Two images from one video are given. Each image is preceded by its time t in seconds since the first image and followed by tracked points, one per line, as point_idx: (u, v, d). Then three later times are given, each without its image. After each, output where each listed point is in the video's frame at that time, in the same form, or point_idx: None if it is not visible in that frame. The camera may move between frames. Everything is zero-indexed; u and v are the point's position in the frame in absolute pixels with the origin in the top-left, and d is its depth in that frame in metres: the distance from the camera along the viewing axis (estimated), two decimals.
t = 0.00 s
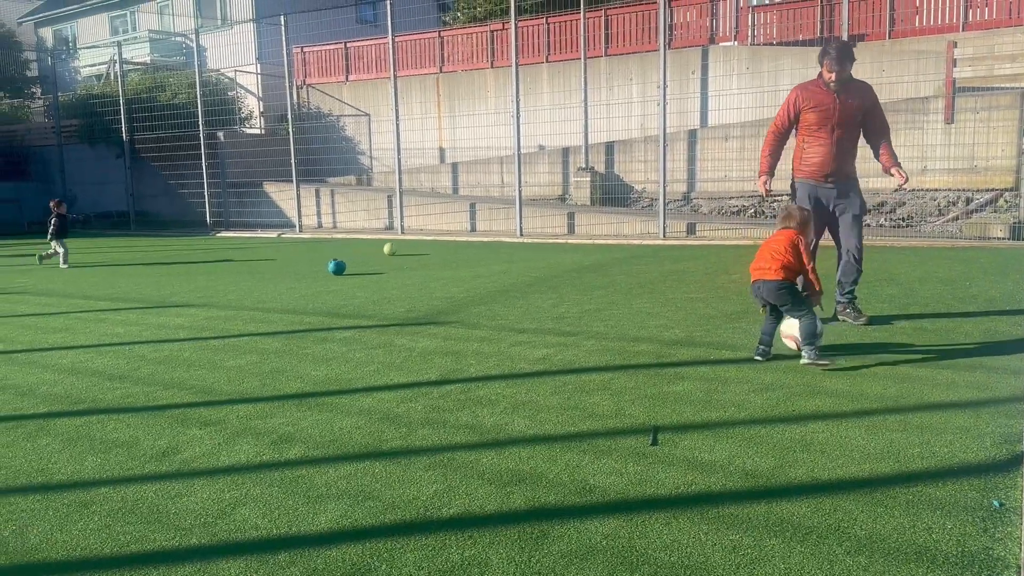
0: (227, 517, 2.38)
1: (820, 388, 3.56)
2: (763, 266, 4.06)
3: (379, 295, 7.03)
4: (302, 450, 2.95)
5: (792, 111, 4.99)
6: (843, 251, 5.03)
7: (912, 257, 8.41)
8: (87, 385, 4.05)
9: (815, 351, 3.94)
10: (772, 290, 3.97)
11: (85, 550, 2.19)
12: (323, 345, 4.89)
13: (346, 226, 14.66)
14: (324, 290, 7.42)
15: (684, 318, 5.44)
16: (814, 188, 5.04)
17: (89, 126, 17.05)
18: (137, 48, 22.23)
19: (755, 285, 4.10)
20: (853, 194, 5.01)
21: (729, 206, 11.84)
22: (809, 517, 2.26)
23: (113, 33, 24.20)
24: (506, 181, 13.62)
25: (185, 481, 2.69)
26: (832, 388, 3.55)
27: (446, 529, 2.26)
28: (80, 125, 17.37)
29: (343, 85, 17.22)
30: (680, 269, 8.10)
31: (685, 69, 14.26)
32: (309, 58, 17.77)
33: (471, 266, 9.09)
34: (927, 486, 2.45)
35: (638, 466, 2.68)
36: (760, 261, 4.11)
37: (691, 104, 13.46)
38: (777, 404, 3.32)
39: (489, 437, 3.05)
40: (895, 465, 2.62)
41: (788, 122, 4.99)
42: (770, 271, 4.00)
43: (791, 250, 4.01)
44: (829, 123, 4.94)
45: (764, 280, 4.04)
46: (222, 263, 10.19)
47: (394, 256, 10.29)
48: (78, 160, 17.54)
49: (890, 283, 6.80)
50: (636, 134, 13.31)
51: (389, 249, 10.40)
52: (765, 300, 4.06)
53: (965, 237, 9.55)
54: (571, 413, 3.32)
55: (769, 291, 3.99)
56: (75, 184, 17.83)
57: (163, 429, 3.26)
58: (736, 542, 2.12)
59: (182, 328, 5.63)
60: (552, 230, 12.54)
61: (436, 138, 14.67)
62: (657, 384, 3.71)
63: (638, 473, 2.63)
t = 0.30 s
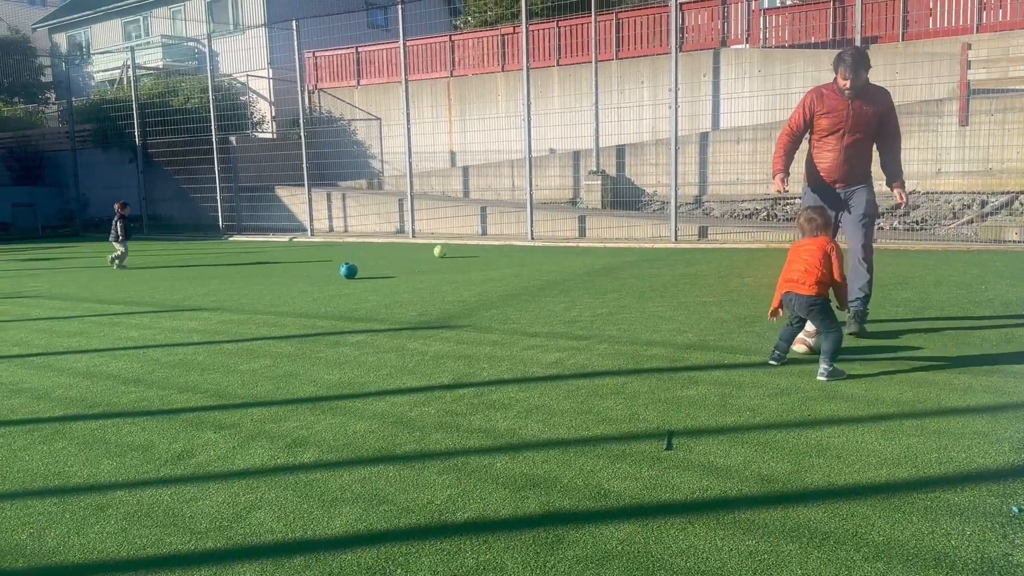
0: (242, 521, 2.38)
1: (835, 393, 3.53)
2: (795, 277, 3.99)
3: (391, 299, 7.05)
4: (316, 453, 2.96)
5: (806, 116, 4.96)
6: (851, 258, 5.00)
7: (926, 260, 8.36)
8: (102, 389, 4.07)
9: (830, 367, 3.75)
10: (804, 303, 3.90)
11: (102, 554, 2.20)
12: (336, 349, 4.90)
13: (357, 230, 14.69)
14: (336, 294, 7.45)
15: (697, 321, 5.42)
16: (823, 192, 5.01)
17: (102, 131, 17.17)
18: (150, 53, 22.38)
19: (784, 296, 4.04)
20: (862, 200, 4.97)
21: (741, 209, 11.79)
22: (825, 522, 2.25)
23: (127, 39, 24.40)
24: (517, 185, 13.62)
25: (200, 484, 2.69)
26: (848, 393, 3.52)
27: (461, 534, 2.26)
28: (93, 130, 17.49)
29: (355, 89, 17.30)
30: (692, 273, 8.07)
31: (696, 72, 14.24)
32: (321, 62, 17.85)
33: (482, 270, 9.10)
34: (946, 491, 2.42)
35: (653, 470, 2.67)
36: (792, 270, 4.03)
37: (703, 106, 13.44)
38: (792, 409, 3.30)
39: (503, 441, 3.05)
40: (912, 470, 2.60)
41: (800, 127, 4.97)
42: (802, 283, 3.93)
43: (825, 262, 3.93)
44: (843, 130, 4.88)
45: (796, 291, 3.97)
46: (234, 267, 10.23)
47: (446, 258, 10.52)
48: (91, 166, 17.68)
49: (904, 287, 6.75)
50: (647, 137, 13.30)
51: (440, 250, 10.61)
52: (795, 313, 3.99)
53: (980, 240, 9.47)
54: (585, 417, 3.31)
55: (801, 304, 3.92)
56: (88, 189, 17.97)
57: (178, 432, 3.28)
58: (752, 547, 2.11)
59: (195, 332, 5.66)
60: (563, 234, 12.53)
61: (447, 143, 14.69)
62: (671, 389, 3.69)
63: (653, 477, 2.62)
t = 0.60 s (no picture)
0: (251, 525, 2.39)
1: (846, 397, 3.51)
2: (827, 267, 3.86)
3: (400, 302, 7.06)
4: (325, 457, 2.97)
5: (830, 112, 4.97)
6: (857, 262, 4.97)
7: (938, 264, 8.31)
8: (112, 392, 4.09)
9: (839, 372, 3.75)
10: (839, 295, 3.80)
11: (111, 557, 2.21)
12: (344, 352, 4.92)
13: (367, 233, 14.70)
14: (345, 297, 7.47)
15: (706, 325, 5.41)
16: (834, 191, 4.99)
17: (113, 135, 17.29)
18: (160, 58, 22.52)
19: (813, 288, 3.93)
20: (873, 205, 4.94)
21: (751, 212, 11.73)
22: (834, 527, 2.23)
23: (138, 44, 24.56)
24: (526, 189, 13.61)
25: (209, 487, 2.70)
26: (858, 397, 3.50)
27: (469, 538, 2.25)
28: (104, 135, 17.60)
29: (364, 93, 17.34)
30: (702, 276, 8.05)
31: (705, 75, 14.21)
32: (330, 66, 17.92)
33: (491, 273, 9.11)
34: (956, 497, 2.41)
35: (661, 475, 2.67)
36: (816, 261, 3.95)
37: (711, 109, 13.41)
38: (801, 413, 3.29)
39: (511, 445, 3.04)
40: (922, 475, 2.58)
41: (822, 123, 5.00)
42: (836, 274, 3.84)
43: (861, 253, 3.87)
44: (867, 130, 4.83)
45: (826, 283, 3.86)
46: (243, 271, 10.27)
47: (490, 259, 10.51)
48: (103, 170, 17.80)
49: (915, 290, 6.71)
50: (656, 140, 13.28)
51: (483, 253, 10.63)
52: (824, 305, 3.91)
53: (991, 243, 9.39)
54: (593, 421, 3.31)
55: (837, 296, 3.82)
56: (99, 193, 18.09)
57: (187, 435, 3.29)
58: (760, 553, 2.10)
59: (205, 335, 5.69)
60: (571, 237, 12.52)
61: (456, 146, 14.67)
62: (681, 393, 3.68)
63: (661, 481, 2.61)
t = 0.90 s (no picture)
0: (256, 528, 2.39)
1: (852, 401, 3.50)
2: (851, 271, 3.96)
3: (406, 305, 7.07)
4: (330, 460, 2.97)
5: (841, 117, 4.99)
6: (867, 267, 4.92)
7: (945, 267, 8.29)
8: (119, 395, 4.12)
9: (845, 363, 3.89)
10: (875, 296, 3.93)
11: (117, 560, 2.22)
12: (351, 356, 4.93)
13: (374, 237, 14.73)
14: (352, 300, 7.49)
15: (713, 328, 5.40)
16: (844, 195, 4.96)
17: (122, 140, 17.39)
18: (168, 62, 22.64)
19: (844, 292, 3.97)
20: (886, 209, 4.88)
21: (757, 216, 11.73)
22: (840, 531, 2.22)
23: (146, 48, 24.71)
24: (532, 192, 13.62)
25: (215, 491, 2.71)
26: (865, 402, 3.49)
27: (473, 542, 2.25)
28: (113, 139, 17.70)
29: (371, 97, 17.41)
30: (708, 280, 8.04)
31: (711, 79, 14.22)
32: (337, 70, 18.01)
33: (498, 276, 9.12)
34: (962, 501, 2.39)
35: (667, 479, 2.66)
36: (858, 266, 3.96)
37: (717, 112, 13.41)
38: (807, 417, 3.28)
39: (516, 448, 3.05)
40: (928, 479, 2.57)
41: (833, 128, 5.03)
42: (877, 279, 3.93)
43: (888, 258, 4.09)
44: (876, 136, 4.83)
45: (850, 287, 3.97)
46: (251, 274, 10.31)
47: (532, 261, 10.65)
48: (111, 174, 17.89)
49: (923, 293, 6.68)
50: (663, 144, 13.28)
51: (523, 253, 10.77)
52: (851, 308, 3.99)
53: (999, 247, 9.34)
54: (599, 425, 3.30)
55: (869, 296, 3.93)
56: (108, 197, 18.19)
57: (193, 438, 3.31)
58: (765, 557, 2.09)
59: (212, 338, 5.71)
60: (578, 240, 12.53)
61: (462, 150, 14.67)
62: (686, 396, 3.68)
63: (667, 486, 2.61)
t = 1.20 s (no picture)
0: (258, 531, 2.39)
1: (856, 404, 3.49)
2: (879, 278, 3.91)
3: (409, 308, 7.07)
4: (332, 463, 2.97)
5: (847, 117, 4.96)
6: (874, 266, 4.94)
7: (949, 270, 8.26)
8: (123, 398, 4.12)
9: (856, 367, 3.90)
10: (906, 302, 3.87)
11: (119, 563, 2.22)
12: (354, 359, 4.93)
13: (377, 240, 14.69)
14: (355, 303, 7.49)
15: (716, 331, 5.39)
16: (852, 196, 4.95)
17: (126, 143, 17.45)
18: (172, 66, 22.71)
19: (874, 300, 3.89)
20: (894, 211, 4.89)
21: (761, 219, 11.72)
22: (842, 535, 2.22)
23: (150, 52, 24.79)
24: (536, 195, 13.60)
25: (218, 493, 2.72)
26: (868, 405, 3.48)
27: (476, 545, 2.25)
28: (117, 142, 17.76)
29: (375, 100, 17.42)
30: (712, 283, 8.03)
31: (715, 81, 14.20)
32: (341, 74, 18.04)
33: (500, 280, 9.11)
34: (965, 505, 2.39)
35: (669, 482, 2.66)
36: (898, 269, 3.90)
37: (721, 115, 13.39)
38: (811, 420, 3.27)
39: (518, 451, 3.04)
40: (932, 482, 2.56)
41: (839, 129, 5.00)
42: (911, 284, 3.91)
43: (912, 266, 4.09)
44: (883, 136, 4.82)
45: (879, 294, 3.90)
46: (254, 277, 10.31)
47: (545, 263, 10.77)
48: (115, 177, 17.92)
49: (927, 296, 6.67)
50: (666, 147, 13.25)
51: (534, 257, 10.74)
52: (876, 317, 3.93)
53: (1004, 249, 9.30)
54: (602, 428, 3.30)
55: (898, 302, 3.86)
56: (112, 201, 18.22)
57: (196, 441, 3.31)
58: (768, 561, 2.09)
59: (215, 341, 5.71)
60: (581, 243, 12.50)
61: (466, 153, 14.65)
62: (689, 399, 3.67)
63: (669, 489, 2.60)
